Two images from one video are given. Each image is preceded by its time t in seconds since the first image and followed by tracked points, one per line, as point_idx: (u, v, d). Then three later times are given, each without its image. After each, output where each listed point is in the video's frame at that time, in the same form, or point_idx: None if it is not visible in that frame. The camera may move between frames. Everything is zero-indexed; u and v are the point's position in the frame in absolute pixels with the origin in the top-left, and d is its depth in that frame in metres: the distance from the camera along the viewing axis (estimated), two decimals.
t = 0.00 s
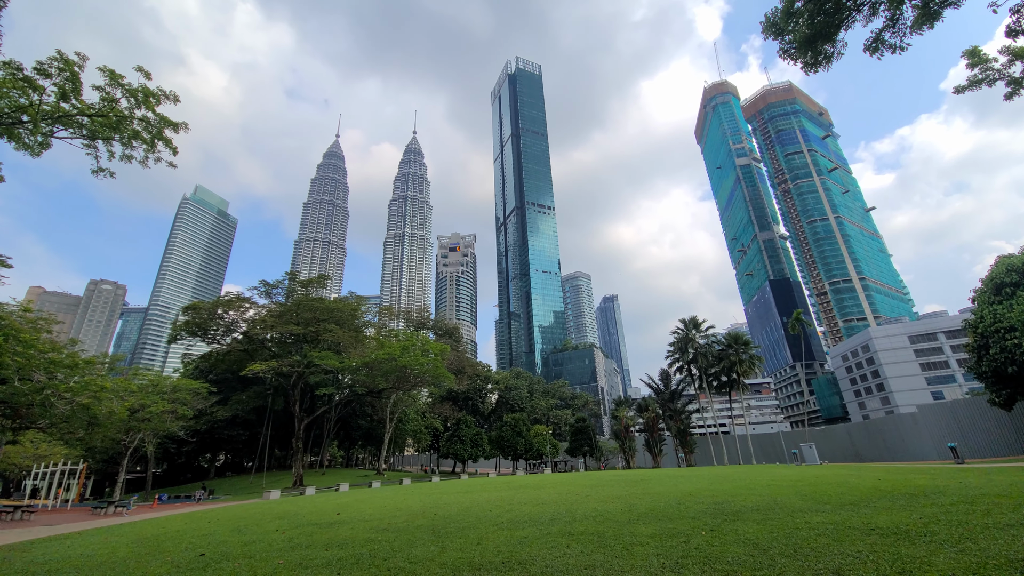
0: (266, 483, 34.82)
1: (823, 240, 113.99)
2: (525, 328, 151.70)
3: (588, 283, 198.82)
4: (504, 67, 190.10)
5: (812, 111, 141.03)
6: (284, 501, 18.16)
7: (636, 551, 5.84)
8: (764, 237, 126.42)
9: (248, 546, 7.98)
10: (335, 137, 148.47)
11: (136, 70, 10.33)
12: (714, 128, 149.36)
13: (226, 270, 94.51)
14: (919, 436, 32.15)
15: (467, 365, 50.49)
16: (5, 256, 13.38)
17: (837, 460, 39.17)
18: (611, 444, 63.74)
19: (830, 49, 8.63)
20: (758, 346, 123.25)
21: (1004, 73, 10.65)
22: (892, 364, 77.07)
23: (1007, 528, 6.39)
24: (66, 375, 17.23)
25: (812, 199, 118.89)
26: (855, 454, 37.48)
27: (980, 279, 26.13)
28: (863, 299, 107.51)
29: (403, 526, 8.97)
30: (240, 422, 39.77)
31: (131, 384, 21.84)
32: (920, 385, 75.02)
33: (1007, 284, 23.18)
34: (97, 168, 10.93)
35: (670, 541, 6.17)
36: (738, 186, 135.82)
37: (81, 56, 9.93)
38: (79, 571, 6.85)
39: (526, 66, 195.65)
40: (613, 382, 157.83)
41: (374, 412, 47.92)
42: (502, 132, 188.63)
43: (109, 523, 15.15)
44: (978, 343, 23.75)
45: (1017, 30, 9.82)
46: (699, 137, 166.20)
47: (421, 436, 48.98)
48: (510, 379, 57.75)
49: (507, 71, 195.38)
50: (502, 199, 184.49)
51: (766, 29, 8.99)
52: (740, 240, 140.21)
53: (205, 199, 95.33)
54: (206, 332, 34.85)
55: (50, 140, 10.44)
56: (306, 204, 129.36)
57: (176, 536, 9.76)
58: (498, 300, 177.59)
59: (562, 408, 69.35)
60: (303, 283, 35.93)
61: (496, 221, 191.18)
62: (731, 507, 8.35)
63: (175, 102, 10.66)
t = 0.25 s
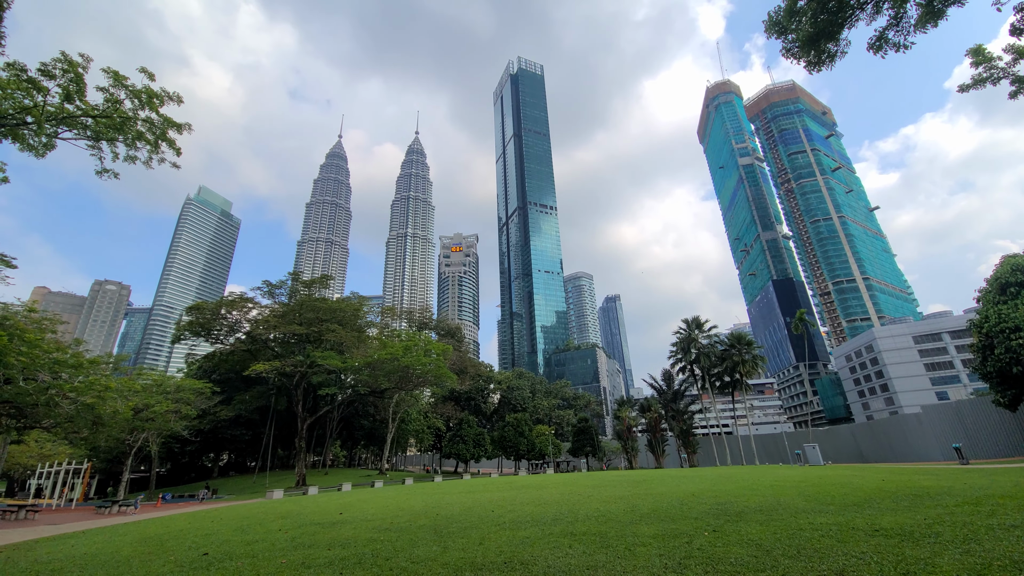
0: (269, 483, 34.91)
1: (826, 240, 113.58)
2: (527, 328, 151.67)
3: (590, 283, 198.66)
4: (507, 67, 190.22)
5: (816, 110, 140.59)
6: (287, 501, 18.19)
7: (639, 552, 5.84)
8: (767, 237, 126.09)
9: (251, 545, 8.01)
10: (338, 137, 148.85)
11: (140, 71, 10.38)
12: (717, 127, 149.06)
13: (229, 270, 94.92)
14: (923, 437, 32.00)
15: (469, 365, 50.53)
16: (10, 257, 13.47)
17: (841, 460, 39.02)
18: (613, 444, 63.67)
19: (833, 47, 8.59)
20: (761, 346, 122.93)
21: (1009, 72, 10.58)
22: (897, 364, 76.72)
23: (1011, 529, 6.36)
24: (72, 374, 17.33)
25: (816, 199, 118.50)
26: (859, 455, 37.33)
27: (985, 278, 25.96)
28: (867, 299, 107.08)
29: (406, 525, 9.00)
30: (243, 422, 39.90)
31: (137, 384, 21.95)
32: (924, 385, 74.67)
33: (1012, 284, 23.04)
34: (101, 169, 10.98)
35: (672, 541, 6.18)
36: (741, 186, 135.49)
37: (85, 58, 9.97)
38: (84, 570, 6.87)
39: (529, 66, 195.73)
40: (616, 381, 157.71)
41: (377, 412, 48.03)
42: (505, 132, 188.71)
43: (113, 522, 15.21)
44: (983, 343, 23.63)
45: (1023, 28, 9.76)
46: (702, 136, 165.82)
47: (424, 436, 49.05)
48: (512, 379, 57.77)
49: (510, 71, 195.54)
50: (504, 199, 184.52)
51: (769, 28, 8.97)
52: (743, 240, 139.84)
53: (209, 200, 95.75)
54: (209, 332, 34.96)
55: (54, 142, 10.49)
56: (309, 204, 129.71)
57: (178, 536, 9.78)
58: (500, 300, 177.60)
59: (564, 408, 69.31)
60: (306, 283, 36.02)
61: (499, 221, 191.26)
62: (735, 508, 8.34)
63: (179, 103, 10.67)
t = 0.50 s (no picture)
0: (271, 482, 35.00)
1: (829, 240, 113.24)
2: (529, 328, 151.66)
3: (592, 283, 198.54)
4: (509, 67, 190.22)
5: (818, 109, 140.22)
6: (290, 500, 18.21)
7: (640, 552, 5.82)
8: (769, 237, 125.82)
9: (253, 545, 8.03)
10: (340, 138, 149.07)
11: (143, 72, 10.39)
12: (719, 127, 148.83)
13: (232, 270, 95.15)
14: (926, 437, 31.91)
15: (471, 365, 50.61)
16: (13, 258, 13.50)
17: (843, 461, 38.93)
18: (615, 444, 63.60)
19: (836, 47, 8.56)
20: (764, 346, 122.74)
21: (1013, 71, 10.53)
22: (900, 364, 76.43)
23: (1016, 531, 6.32)
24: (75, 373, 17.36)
25: (818, 199, 118.20)
26: (861, 456, 37.22)
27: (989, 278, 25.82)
28: (870, 299, 106.73)
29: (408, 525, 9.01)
30: (245, 422, 40.02)
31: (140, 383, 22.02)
32: (928, 385, 74.40)
33: (1016, 284, 22.92)
34: (104, 169, 11.02)
35: (674, 542, 6.16)
36: (744, 186, 135.23)
37: (88, 59, 9.99)
38: (88, 570, 6.89)
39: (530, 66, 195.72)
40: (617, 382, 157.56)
41: (379, 412, 48.14)
42: (506, 132, 188.69)
43: (116, 522, 15.23)
44: (986, 343, 23.56)
45: None
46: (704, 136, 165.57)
47: (426, 435, 49.14)
48: (514, 380, 57.82)
49: (511, 71, 195.53)
50: (506, 198, 184.49)
51: (772, 27, 8.93)
52: (745, 240, 139.61)
53: (212, 200, 96.14)
54: (212, 332, 35.05)
55: (58, 142, 10.54)
56: (311, 204, 129.96)
57: (180, 535, 9.79)
58: (502, 300, 177.62)
59: (566, 407, 69.28)
60: (308, 283, 36.11)
61: (501, 221, 191.23)
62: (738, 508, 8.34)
63: (182, 104, 10.68)
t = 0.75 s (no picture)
0: (274, 482, 35.10)
1: (832, 240, 112.88)
2: (531, 328, 151.60)
3: (594, 283, 198.37)
4: (510, 67, 190.28)
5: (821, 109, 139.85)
6: (292, 500, 18.22)
7: (642, 553, 5.81)
8: (772, 237, 125.53)
9: (255, 543, 8.04)
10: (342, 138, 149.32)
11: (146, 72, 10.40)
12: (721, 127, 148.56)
13: (235, 270, 95.46)
14: (930, 438, 31.76)
15: (472, 365, 50.71)
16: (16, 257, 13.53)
17: (846, 461, 38.79)
18: (617, 444, 63.55)
19: (839, 46, 8.52)
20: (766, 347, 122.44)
21: (1017, 70, 10.50)
22: (903, 365, 76.16)
23: (1019, 533, 6.30)
24: (79, 372, 17.41)
25: (822, 199, 117.85)
26: (865, 456, 37.12)
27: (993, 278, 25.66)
28: (873, 299, 106.38)
29: (410, 525, 9.03)
30: (248, 421, 40.13)
31: (144, 382, 22.14)
32: (931, 386, 74.11)
33: (1020, 283, 22.76)
34: (107, 170, 11.06)
35: (676, 542, 6.15)
36: (746, 186, 134.93)
37: (92, 59, 10.03)
38: (90, 568, 6.90)
39: (533, 66, 195.77)
40: (619, 382, 157.36)
41: (381, 411, 48.27)
42: (508, 132, 188.74)
43: (119, 521, 15.26)
44: (990, 344, 23.44)
45: None
46: (707, 136, 165.27)
47: (427, 435, 49.21)
48: (516, 380, 57.87)
49: (513, 71, 195.57)
50: (508, 198, 184.43)
51: (774, 26, 8.89)
52: (748, 240, 139.31)
53: (215, 200, 96.47)
54: (215, 331, 35.17)
55: (61, 142, 10.59)
56: (314, 204, 130.23)
57: (183, 534, 9.83)
58: (504, 300, 177.61)
59: (568, 408, 69.23)
60: (311, 283, 36.21)
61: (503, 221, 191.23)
62: (739, 509, 8.33)
63: (185, 105, 10.71)
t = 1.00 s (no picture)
0: (277, 480, 35.21)
1: (836, 240, 112.44)
2: (533, 328, 151.48)
3: (596, 283, 198.19)
4: (513, 67, 190.41)
5: (825, 108, 139.46)
6: (294, 499, 18.24)
7: (644, 553, 5.81)
8: (775, 237, 125.18)
9: (257, 542, 8.06)
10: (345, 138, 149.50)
11: (150, 72, 10.41)
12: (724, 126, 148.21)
13: (238, 270, 95.74)
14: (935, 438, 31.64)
15: (475, 364, 50.75)
16: (22, 256, 13.60)
17: (850, 462, 38.67)
18: (619, 444, 63.44)
19: (843, 45, 8.48)
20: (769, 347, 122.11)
21: (1022, 69, 10.42)
22: (907, 365, 75.83)
23: None
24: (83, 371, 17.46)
25: (825, 198, 117.46)
26: (868, 457, 36.98)
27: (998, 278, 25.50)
28: (877, 299, 105.97)
29: (412, 524, 9.05)
30: (251, 420, 40.25)
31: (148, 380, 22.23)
32: (936, 386, 73.74)
33: None
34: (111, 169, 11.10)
35: (680, 543, 6.13)
36: (749, 185, 134.60)
37: (96, 60, 10.05)
38: (92, 566, 6.94)
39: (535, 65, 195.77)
40: (622, 382, 157.16)
41: (383, 411, 48.38)
42: (511, 132, 188.72)
43: (122, 519, 15.34)
44: (995, 344, 23.32)
45: None
46: (709, 135, 164.93)
47: (430, 435, 49.20)
48: (518, 379, 57.87)
49: (516, 71, 195.66)
50: (510, 198, 184.34)
51: (776, 25, 8.85)
52: (750, 240, 138.98)
53: (218, 200, 96.73)
54: (218, 331, 35.26)
55: (65, 143, 10.65)
56: (317, 204, 130.43)
57: (186, 532, 9.85)
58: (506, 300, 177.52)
59: (570, 408, 69.17)
60: (314, 282, 36.29)
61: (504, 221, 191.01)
62: (741, 509, 8.31)
63: (189, 105, 10.72)
